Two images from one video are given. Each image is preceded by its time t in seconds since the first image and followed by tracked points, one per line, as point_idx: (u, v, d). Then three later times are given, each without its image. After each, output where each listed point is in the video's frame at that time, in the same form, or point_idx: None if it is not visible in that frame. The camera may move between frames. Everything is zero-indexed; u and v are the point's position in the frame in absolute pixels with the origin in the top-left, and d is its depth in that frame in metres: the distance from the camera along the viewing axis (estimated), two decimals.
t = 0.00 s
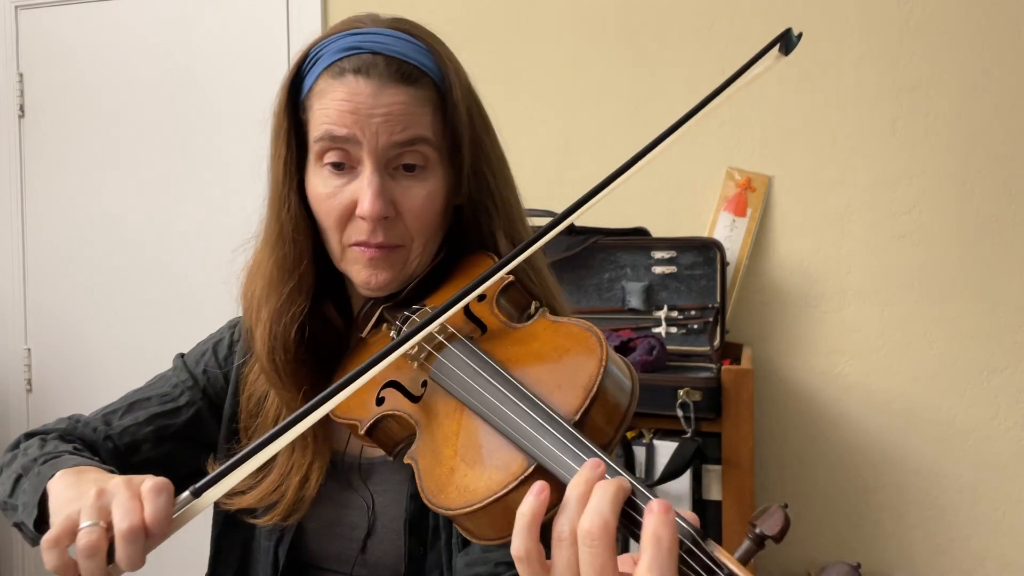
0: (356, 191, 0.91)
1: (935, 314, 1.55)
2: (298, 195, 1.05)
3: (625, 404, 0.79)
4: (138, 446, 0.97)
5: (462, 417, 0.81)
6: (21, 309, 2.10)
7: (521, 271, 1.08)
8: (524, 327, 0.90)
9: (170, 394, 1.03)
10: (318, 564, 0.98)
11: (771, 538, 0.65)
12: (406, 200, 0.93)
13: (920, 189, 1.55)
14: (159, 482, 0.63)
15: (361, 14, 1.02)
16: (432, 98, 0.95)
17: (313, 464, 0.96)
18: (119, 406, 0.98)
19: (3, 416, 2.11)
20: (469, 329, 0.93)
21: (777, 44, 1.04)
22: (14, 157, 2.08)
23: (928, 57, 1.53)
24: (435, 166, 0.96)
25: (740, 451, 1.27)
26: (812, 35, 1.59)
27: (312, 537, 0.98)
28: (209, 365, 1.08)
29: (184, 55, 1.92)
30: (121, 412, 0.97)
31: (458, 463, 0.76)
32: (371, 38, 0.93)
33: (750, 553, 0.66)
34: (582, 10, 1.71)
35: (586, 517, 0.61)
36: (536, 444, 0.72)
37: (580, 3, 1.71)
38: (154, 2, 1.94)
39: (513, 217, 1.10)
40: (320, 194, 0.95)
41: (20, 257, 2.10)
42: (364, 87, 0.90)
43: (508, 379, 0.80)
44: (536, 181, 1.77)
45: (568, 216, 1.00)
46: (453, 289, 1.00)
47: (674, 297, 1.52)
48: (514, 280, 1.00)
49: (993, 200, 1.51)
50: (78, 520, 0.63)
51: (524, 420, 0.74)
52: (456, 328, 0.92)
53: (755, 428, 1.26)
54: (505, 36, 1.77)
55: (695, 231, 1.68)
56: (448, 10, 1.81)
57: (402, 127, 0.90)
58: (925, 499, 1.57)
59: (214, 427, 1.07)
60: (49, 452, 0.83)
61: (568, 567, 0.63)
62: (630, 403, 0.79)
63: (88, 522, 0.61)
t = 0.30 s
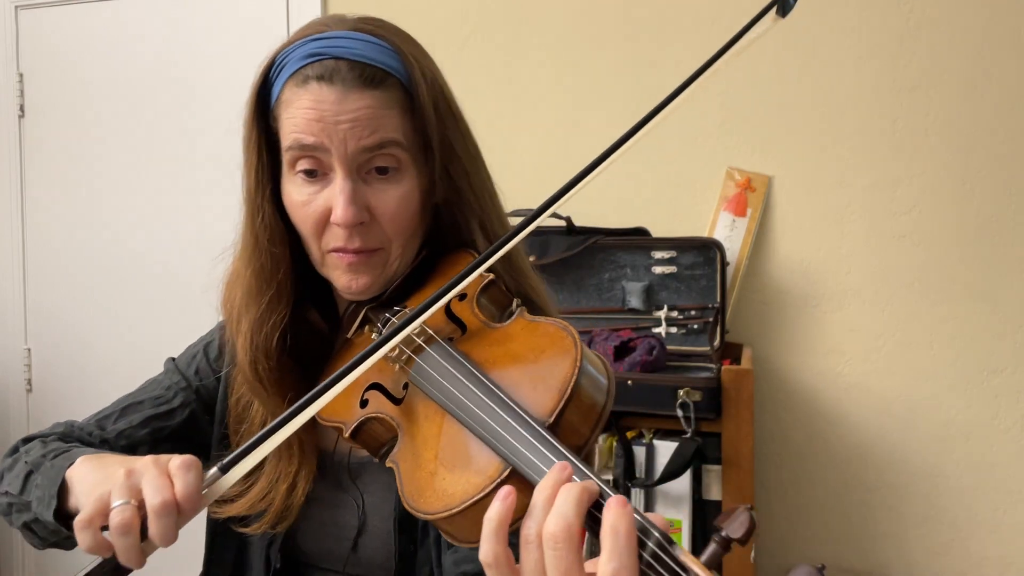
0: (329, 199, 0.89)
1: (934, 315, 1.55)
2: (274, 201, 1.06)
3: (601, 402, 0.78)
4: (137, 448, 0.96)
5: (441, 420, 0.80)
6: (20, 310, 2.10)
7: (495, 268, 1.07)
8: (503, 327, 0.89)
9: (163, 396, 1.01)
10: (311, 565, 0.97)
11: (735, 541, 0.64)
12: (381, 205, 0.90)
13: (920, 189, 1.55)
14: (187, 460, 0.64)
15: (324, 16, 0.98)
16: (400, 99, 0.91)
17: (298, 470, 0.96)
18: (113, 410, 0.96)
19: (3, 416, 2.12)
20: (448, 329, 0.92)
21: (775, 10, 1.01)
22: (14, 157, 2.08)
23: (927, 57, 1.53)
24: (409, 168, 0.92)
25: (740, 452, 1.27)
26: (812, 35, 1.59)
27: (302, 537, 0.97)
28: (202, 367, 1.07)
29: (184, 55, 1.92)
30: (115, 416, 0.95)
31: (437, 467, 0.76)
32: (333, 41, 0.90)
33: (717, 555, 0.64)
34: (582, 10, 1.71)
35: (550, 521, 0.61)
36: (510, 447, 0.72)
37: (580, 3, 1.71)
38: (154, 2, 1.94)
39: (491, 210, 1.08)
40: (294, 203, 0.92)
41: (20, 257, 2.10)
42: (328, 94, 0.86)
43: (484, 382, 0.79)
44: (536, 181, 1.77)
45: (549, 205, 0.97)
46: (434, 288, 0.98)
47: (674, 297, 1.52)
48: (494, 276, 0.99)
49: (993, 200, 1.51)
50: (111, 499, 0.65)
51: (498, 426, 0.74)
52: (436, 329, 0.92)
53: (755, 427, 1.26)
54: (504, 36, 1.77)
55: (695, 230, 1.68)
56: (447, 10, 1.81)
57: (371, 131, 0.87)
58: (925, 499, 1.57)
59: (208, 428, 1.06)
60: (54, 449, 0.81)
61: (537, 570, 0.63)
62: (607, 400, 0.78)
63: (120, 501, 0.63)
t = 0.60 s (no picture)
0: (302, 207, 0.86)
1: (934, 315, 1.55)
2: (244, 209, 1.04)
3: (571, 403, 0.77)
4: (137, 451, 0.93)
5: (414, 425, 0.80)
6: (21, 310, 2.11)
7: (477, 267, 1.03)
8: (478, 330, 0.86)
9: (159, 398, 0.99)
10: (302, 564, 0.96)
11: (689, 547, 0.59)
12: (354, 212, 0.87)
13: (920, 189, 1.55)
14: (208, 434, 0.65)
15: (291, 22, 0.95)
16: (369, 103, 0.89)
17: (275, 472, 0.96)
18: (108, 415, 0.92)
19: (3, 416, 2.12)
20: (425, 331, 0.90)
21: None
22: (14, 157, 2.08)
23: (927, 57, 1.53)
24: (382, 172, 0.90)
25: (740, 452, 1.27)
26: (812, 34, 1.59)
27: (293, 536, 0.96)
28: (195, 369, 1.06)
29: (184, 55, 1.93)
30: (111, 420, 0.92)
31: (410, 471, 0.76)
32: (297, 48, 0.87)
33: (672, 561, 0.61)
34: (581, 10, 1.71)
35: (507, 534, 0.61)
36: (477, 450, 0.71)
37: (579, 3, 1.71)
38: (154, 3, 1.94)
39: (469, 204, 1.04)
40: (269, 212, 0.90)
41: (20, 257, 2.10)
42: (294, 102, 0.84)
43: (455, 386, 0.78)
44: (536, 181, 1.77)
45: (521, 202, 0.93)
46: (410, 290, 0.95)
47: (674, 297, 1.52)
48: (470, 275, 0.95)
49: (993, 200, 1.51)
50: (132, 477, 0.65)
51: (467, 431, 0.73)
52: (412, 331, 0.90)
53: (755, 427, 1.26)
54: (504, 36, 1.77)
55: (695, 230, 1.68)
56: (447, 10, 1.81)
57: (339, 137, 0.84)
58: (925, 499, 1.57)
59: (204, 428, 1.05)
60: (56, 448, 0.79)
61: None
62: (575, 400, 0.77)
63: (145, 477, 0.63)
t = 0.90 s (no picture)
0: (275, 220, 0.81)
1: (934, 315, 1.55)
2: (212, 221, 0.98)
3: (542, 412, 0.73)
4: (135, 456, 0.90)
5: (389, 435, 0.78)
6: (21, 309, 2.10)
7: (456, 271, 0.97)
8: (450, 336, 0.83)
9: (155, 403, 0.97)
10: (296, 563, 0.92)
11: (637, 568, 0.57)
12: (330, 222, 0.81)
13: (920, 189, 1.55)
14: (212, 425, 0.66)
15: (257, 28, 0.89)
16: (338, 113, 0.82)
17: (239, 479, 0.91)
18: (104, 420, 0.90)
19: (3, 416, 2.12)
20: (401, 338, 0.86)
21: None
22: (14, 157, 2.08)
23: (927, 57, 1.53)
24: (359, 179, 0.84)
25: (740, 452, 1.26)
26: (812, 35, 1.59)
27: (285, 537, 0.92)
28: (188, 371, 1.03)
29: (185, 54, 1.93)
30: (108, 425, 0.89)
31: (383, 482, 0.75)
32: (263, 59, 0.81)
33: None
34: (581, 10, 1.71)
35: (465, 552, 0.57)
36: (442, 467, 0.68)
37: (578, 3, 1.71)
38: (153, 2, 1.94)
39: (446, 209, 0.97)
40: (243, 226, 0.85)
41: (20, 256, 2.10)
42: (261, 115, 0.78)
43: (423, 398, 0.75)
44: (536, 180, 1.77)
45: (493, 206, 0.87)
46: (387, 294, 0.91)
47: (674, 297, 1.52)
48: (447, 280, 0.92)
49: (993, 200, 1.51)
50: (141, 470, 0.66)
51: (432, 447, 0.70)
52: (388, 338, 0.86)
53: (755, 427, 1.26)
54: (504, 36, 1.77)
55: (695, 230, 1.68)
56: (447, 10, 1.80)
57: (311, 149, 0.78)
58: (924, 499, 1.57)
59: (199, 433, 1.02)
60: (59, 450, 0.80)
61: None
62: (545, 407, 0.73)
63: (151, 467, 0.64)
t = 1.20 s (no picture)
0: (250, 227, 0.79)
1: (934, 314, 1.55)
2: (185, 228, 0.96)
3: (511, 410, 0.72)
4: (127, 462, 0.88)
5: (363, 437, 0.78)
6: (21, 310, 2.11)
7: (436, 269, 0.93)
8: (422, 337, 0.81)
9: (145, 408, 0.94)
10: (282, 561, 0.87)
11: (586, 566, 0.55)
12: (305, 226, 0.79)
13: (920, 189, 1.55)
14: (186, 438, 0.66)
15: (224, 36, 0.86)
16: (307, 118, 0.79)
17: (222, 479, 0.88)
18: (95, 426, 0.88)
19: (3, 417, 2.12)
20: (378, 340, 0.84)
21: None
22: (14, 157, 2.08)
23: (927, 57, 1.53)
24: (334, 180, 0.81)
25: (740, 452, 1.26)
26: (813, 34, 1.59)
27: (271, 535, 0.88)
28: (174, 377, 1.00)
29: (186, 54, 1.93)
30: (98, 432, 0.87)
31: (356, 484, 0.74)
32: (229, 65, 0.79)
33: None
34: (580, 10, 1.71)
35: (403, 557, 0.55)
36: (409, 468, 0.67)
37: (578, 3, 1.71)
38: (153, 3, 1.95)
39: (420, 209, 0.92)
40: (222, 232, 0.84)
41: (20, 257, 2.10)
42: (229, 124, 0.76)
43: (395, 400, 0.74)
44: (536, 181, 1.77)
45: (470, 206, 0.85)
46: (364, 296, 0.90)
47: (674, 297, 1.52)
48: (424, 280, 0.88)
49: (994, 200, 1.51)
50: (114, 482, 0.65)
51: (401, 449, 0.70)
52: (364, 339, 0.84)
53: (755, 427, 1.25)
54: (504, 35, 1.77)
55: (695, 230, 1.68)
56: (447, 10, 1.81)
57: (281, 155, 0.76)
58: (924, 499, 1.57)
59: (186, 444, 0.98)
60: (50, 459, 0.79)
61: None
62: (513, 405, 0.72)
63: (125, 480, 0.64)
